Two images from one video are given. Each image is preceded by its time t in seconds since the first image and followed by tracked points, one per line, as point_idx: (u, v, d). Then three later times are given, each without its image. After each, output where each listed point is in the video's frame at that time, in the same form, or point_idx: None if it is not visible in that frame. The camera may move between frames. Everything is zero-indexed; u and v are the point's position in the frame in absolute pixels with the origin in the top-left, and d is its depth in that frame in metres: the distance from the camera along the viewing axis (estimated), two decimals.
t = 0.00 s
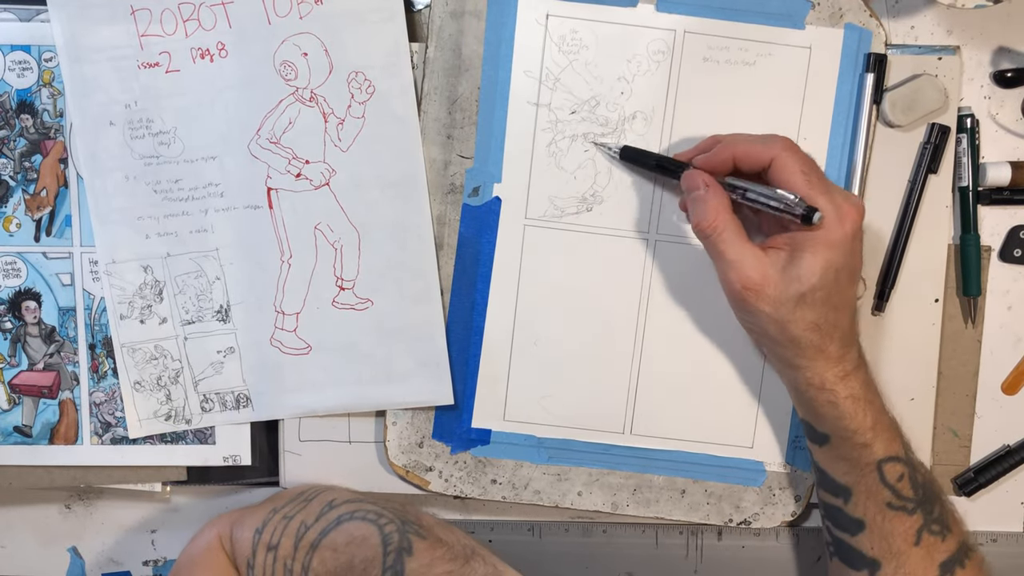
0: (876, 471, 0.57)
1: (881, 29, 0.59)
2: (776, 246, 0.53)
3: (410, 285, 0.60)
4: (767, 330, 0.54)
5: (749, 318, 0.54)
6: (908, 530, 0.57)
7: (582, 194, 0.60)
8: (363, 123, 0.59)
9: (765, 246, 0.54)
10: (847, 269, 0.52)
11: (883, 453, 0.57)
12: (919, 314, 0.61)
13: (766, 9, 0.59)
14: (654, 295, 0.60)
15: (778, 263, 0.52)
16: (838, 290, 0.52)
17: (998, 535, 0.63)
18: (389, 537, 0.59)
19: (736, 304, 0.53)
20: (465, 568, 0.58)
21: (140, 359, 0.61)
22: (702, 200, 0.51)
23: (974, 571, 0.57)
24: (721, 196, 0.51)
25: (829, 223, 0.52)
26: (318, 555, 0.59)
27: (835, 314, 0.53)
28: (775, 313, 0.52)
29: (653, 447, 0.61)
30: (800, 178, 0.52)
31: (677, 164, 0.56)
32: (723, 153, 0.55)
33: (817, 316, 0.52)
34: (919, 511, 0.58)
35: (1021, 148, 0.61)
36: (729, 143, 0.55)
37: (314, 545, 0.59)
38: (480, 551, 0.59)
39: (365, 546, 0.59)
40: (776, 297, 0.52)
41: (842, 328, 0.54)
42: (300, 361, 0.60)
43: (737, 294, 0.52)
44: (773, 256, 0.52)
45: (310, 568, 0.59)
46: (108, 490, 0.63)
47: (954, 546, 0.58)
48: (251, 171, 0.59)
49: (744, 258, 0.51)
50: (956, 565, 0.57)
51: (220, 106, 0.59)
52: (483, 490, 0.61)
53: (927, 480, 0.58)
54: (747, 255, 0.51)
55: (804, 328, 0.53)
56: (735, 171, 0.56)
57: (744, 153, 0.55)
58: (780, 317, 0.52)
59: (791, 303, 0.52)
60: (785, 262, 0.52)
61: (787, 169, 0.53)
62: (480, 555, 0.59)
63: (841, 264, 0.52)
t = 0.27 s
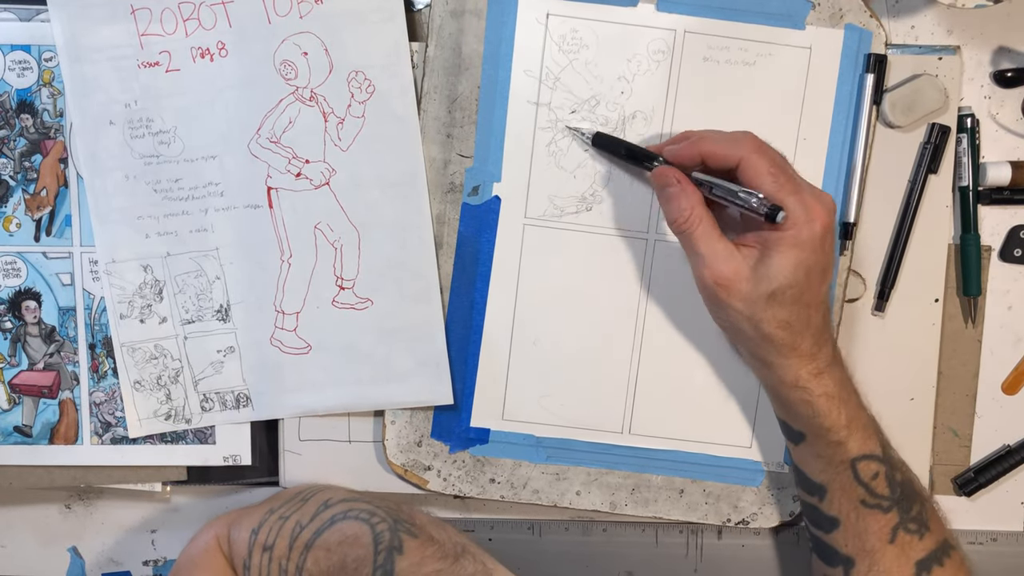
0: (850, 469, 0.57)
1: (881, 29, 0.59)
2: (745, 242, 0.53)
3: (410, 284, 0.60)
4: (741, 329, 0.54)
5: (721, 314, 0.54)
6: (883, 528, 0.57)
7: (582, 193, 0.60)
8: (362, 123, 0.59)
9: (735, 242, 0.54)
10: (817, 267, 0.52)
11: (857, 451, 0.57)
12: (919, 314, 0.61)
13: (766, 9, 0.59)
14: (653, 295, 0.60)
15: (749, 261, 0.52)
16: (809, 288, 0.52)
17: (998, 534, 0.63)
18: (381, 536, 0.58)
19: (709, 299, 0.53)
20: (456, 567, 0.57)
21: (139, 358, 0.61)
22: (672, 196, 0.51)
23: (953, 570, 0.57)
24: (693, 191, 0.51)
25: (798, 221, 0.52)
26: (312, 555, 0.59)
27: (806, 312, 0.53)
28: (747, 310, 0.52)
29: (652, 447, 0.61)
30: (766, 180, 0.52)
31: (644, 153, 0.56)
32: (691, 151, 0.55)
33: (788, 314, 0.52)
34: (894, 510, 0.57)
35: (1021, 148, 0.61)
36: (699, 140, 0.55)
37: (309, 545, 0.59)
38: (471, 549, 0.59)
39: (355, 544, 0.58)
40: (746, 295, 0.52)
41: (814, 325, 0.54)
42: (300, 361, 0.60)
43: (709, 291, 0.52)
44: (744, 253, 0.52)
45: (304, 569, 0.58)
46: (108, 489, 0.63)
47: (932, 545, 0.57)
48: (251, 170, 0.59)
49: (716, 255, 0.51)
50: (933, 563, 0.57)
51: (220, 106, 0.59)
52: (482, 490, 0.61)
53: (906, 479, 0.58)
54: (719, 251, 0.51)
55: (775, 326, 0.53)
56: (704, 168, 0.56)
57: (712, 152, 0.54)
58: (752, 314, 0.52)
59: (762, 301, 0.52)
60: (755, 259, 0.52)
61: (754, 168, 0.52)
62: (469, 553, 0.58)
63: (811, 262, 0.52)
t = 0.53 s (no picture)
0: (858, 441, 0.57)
1: (881, 30, 0.59)
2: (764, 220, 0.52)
3: (410, 285, 0.60)
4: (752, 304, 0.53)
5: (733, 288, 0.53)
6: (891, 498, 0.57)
7: (582, 194, 0.60)
8: (363, 123, 0.59)
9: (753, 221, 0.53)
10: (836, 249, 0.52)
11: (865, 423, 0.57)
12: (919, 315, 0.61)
13: (765, 10, 0.59)
14: (653, 295, 0.60)
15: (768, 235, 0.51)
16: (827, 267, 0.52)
17: (998, 535, 0.63)
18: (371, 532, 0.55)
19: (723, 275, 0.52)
20: (445, 559, 0.55)
21: (139, 358, 0.61)
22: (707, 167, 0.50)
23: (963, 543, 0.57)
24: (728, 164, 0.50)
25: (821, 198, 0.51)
26: (307, 554, 0.55)
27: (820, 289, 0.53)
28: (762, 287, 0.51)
29: (651, 448, 0.61)
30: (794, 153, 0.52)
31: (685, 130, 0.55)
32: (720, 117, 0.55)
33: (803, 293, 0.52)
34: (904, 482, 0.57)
35: (1021, 148, 0.61)
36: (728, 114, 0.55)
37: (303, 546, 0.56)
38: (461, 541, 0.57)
39: (347, 542, 0.54)
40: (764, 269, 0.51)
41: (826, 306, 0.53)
42: (300, 361, 0.60)
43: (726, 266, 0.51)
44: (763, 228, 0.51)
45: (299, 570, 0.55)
46: (108, 490, 0.63)
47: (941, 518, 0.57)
48: (251, 170, 0.59)
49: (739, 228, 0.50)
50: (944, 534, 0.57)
51: (220, 106, 0.59)
52: (481, 490, 0.61)
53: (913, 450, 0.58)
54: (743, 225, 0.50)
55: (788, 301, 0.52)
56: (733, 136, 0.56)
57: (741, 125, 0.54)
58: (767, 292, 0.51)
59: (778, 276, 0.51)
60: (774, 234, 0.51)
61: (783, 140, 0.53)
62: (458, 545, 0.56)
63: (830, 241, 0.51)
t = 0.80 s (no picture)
0: (858, 420, 0.57)
1: (881, 30, 0.59)
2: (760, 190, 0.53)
3: (409, 284, 0.60)
4: (749, 279, 0.54)
5: (730, 264, 0.54)
6: (895, 479, 0.56)
7: (582, 193, 0.60)
8: (362, 122, 0.59)
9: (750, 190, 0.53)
10: (830, 219, 0.53)
11: (866, 401, 0.56)
12: (919, 314, 0.61)
13: (765, 10, 0.59)
14: (653, 295, 0.60)
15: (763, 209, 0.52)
16: (821, 238, 0.53)
17: (999, 535, 0.63)
18: (405, 524, 0.55)
19: (720, 248, 0.53)
20: (485, 552, 0.54)
21: (139, 358, 0.61)
22: (705, 140, 0.50)
23: (966, 523, 0.56)
24: (726, 138, 0.50)
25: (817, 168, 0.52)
26: (329, 544, 0.55)
27: (816, 263, 0.53)
28: (758, 259, 0.52)
29: (651, 447, 0.61)
30: (793, 119, 0.53)
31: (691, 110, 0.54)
32: (719, 92, 0.55)
33: (799, 265, 0.53)
34: (906, 460, 0.57)
35: (1021, 148, 0.61)
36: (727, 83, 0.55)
37: (325, 536, 0.55)
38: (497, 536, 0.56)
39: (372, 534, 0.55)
40: (761, 244, 0.51)
41: (821, 277, 0.54)
42: (299, 361, 0.60)
43: (723, 239, 0.52)
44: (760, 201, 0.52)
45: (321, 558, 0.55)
46: (108, 490, 0.63)
47: (945, 496, 0.56)
48: (250, 170, 0.59)
49: (736, 201, 0.50)
50: (948, 515, 0.56)
51: (220, 106, 0.59)
52: (481, 490, 0.61)
53: (915, 430, 0.57)
54: (740, 197, 0.50)
55: (784, 276, 0.53)
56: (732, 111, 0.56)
57: (741, 91, 0.54)
58: (763, 264, 0.52)
59: (774, 252, 0.52)
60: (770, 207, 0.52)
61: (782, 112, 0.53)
62: (498, 540, 0.56)
63: (823, 212, 0.52)
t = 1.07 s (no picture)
0: (863, 421, 0.57)
1: (881, 30, 0.59)
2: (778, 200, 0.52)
3: (410, 285, 0.60)
4: (766, 285, 0.53)
5: (748, 270, 0.53)
6: (899, 479, 0.56)
7: (582, 193, 0.60)
8: (362, 123, 0.59)
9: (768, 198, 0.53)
10: (849, 229, 0.52)
11: (871, 402, 0.56)
12: (919, 314, 0.61)
13: (765, 10, 0.59)
14: (653, 295, 0.60)
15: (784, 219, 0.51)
16: (840, 247, 0.52)
17: (998, 535, 0.63)
18: (403, 527, 0.55)
19: (739, 255, 0.52)
20: (483, 556, 0.54)
21: (139, 358, 0.61)
22: (725, 147, 0.49)
23: (970, 524, 0.56)
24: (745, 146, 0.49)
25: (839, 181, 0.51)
26: (329, 546, 0.55)
27: (832, 271, 0.53)
28: (777, 266, 0.52)
29: (651, 447, 0.61)
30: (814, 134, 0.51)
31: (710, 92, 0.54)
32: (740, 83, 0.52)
33: (817, 272, 0.52)
34: (910, 461, 0.57)
35: (1021, 148, 0.61)
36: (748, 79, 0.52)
37: (323, 538, 0.55)
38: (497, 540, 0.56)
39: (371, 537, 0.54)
40: (782, 253, 0.51)
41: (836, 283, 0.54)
42: (299, 361, 0.60)
43: (743, 247, 0.51)
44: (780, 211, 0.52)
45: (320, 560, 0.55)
46: (108, 490, 0.63)
47: (949, 496, 0.57)
48: (250, 170, 0.59)
49: (759, 209, 0.49)
50: (951, 515, 0.56)
51: (220, 106, 0.59)
52: (481, 490, 0.61)
53: (919, 430, 0.57)
54: (762, 206, 0.49)
55: (802, 282, 0.53)
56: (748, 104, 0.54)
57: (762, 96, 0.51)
58: (783, 271, 0.52)
59: (795, 259, 0.51)
60: (791, 217, 0.52)
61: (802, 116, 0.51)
62: (496, 544, 0.56)
63: (845, 222, 0.52)
